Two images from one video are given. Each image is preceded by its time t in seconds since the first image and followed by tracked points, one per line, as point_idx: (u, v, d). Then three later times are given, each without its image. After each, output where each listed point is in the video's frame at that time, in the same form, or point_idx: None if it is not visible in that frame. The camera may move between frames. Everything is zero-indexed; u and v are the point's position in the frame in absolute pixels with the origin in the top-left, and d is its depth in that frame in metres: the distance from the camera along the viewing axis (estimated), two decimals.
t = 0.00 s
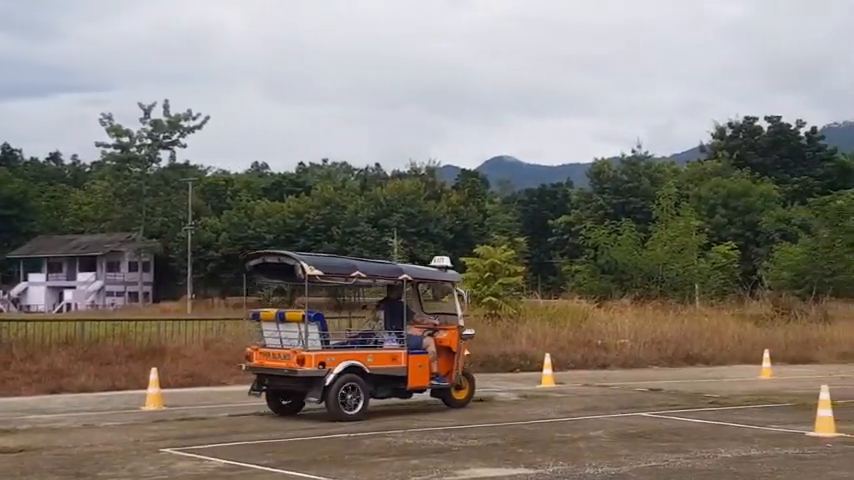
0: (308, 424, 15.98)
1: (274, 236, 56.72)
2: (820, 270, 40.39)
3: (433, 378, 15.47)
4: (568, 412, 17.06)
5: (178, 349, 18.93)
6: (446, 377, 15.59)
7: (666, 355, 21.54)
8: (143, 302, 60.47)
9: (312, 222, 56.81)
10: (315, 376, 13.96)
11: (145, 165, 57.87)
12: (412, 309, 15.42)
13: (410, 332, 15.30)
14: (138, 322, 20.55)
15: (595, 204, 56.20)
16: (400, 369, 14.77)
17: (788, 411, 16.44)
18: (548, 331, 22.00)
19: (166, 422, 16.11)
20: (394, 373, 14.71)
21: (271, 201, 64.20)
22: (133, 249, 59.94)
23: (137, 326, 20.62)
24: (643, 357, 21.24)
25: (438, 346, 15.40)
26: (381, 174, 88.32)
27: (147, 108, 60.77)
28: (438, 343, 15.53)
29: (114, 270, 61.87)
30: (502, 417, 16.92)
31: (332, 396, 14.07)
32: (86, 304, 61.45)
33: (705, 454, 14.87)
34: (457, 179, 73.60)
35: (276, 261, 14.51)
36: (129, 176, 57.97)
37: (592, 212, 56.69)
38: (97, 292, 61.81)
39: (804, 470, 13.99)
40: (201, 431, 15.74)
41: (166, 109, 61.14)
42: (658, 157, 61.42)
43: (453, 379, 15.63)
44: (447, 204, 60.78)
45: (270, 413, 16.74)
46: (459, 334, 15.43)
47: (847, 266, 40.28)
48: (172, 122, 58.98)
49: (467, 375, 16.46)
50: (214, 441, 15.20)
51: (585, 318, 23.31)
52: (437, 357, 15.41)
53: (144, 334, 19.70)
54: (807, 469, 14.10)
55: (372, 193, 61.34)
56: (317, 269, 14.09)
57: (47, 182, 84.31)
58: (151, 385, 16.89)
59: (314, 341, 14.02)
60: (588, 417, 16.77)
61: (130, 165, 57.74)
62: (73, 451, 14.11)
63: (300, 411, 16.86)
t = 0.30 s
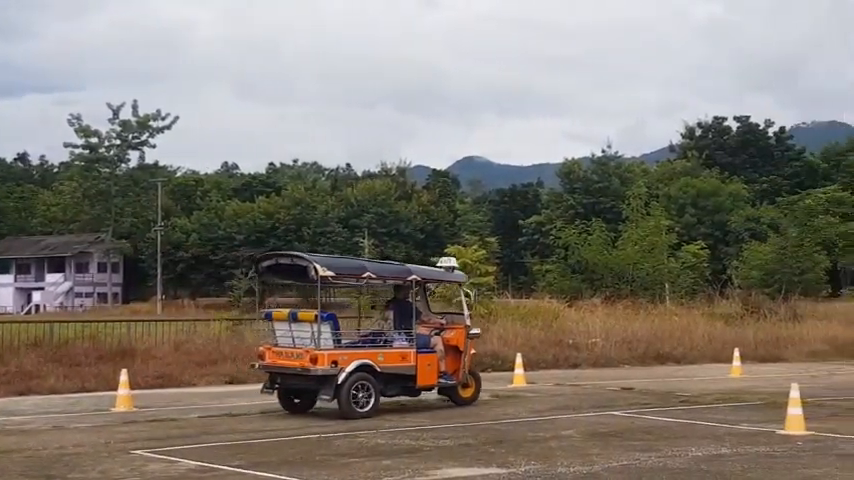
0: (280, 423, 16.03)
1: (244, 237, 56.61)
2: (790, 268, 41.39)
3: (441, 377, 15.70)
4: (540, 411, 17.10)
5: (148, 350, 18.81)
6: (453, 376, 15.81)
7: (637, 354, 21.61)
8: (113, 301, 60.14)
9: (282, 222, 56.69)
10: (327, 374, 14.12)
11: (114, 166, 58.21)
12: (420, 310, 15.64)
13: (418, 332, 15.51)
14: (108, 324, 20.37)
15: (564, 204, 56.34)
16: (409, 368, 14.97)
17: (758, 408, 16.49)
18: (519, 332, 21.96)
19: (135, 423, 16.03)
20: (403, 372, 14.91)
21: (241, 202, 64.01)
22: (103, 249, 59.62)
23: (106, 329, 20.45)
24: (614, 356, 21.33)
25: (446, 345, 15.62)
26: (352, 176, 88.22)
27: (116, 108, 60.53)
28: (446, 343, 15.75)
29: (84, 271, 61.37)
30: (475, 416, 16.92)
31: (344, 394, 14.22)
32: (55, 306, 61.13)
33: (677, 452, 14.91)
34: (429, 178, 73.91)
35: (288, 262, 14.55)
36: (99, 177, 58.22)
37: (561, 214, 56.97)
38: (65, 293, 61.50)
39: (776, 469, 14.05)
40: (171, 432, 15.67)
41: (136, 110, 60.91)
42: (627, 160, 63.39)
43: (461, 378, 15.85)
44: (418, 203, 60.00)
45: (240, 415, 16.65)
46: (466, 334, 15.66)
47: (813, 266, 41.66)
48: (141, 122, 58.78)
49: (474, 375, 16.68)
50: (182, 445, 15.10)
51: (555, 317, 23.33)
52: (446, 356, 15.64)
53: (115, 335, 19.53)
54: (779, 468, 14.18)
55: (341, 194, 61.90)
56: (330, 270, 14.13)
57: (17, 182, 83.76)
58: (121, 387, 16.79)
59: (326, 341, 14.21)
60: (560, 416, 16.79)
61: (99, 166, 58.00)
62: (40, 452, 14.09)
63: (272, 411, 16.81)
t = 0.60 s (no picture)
0: (279, 398, 18.86)
1: (249, 236, 58.60)
2: (718, 264, 45.85)
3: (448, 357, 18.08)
4: (508, 387, 19.70)
5: (163, 333, 21.49)
6: (459, 355, 18.19)
7: (588, 337, 24.19)
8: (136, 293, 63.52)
9: (282, 223, 59.04)
10: (355, 354, 16.33)
11: (137, 175, 61.04)
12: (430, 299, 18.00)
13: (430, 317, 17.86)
14: (128, 311, 23.05)
15: (526, 208, 60.68)
16: (424, 348, 17.29)
17: (698, 385, 19.05)
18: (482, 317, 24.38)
19: (155, 397, 18.67)
20: (419, 351, 17.19)
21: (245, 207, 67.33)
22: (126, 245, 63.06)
23: (127, 315, 23.13)
24: (569, 340, 23.86)
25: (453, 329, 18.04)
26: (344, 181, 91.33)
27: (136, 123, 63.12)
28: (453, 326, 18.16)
29: (110, 265, 64.49)
30: (452, 392, 19.53)
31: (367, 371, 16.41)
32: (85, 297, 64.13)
33: (623, 422, 17.50)
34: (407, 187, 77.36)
35: (322, 259, 16.91)
36: (123, 186, 61.28)
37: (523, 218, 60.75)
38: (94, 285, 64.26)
39: (705, 436, 16.65)
40: (187, 406, 18.33)
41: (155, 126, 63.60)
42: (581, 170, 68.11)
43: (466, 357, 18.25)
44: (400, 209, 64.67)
45: (244, 390, 19.30)
46: (470, 319, 18.10)
47: (741, 262, 45.82)
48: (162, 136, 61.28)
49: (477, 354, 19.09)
50: (196, 417, 17.76)
51: (518, 305, 25.91)
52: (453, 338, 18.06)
53: (135, 321, 22.18)
54: (708, 435, 16.77)
55: (333, 199, 65.49)
56: (356, 264, 16.49)
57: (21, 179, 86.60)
58: (142, 366, 19.41)
59: (354, 325, 16.41)
60: (524, 392, 19.39)
61: (123, 175, 60.96)
62: (73, 424, 16.92)
63: (273, 388, 19.44)
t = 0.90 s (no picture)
0: (276, 386, 20.52)
1: (248, 236, 60.19)
2: (680, 262, 48.02)
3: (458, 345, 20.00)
4: (489, 374, 21.39)
5: (168, 325, 23.14)
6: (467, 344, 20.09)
7: (559, 329, 25.86)
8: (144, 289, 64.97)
9: (279, 224, 60.29)
10: (375, 343, 18.19)
11: (144, 179, 67.44)
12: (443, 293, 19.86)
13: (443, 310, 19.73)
14: (137, 305, 24.69)
15: (503, 211, 63.16)
16: (436, 337, 19.17)
17: (661, 373, 20.72)
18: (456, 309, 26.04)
19: (161, 385, 20.32)
20: (432, 340, 19.07)
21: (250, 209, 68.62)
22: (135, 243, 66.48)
23: (136, 308, 24.77)
24: (542, 331, 25.51)
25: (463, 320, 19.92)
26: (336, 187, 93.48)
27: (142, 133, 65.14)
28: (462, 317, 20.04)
29: (118, 263, 65.68)
30: (436, 378, 21.22)
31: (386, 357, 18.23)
32: (95, 292, 65.38)
33: (591, 406, 19.17)
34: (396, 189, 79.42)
35: (346, 258, 18.76)
36: (131, 189, 67.55)
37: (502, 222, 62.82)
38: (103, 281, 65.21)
39: (663, 418, 18.32)
40: (191, 392, 19.99)
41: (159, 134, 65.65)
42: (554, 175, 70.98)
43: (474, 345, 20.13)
44: (386, 211, 67.14)
45: (243, 377, 20.96)
46: (477, 311, 19.96)
47: (699, 259, 48.12)
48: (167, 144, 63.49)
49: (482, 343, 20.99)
50: (200, 402, 19.43)
51: (493, 296, 27.49)
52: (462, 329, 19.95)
53: (142, 314, 23.84)
54: (667, 418, 18.43)
55: (324, 204, 67.07)
56: (376, 262, 18.35)
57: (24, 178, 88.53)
58: (149, 355, 21.04)
59: (374, 316, 18.28)
60: (501, 379, 21.05)
61: (132, 179, 67.52)
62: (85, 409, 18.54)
63: (270, 375, 21.11)
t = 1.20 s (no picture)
0: (274, 369, 22.77)
1: (250, 234, 63.29)
2: (637, 257, 52.62)
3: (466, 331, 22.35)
4: (467, 358, 23.65)
5: (177, 314, 25.39)
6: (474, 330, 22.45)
7: (530, 318, 28.02)
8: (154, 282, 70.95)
9: (277, 223, 63.37)
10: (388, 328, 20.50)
11: (155, 182, 69.11)
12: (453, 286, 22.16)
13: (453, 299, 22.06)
14: (147, 296, 26.95)
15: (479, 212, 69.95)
16: (444, 323, 21.55)
17: (623, 359, 22.94)
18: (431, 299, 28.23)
19: (170, 368, 22.50)
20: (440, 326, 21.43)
21: (252, 208, 71.44)
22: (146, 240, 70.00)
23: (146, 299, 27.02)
24: (514, 319, 27.63)
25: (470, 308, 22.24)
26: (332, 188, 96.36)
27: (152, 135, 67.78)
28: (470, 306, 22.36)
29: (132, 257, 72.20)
30: (420, 361, 23.47)
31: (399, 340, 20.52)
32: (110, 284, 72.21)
33: (556, 387, 21.33)
34: (384, 190, 82.25)
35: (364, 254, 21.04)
36: (143, 190, 69.23)
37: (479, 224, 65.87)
38: (118, 274, 72.11)
39: (620, 396, 20.44)
40: (197, 375, 22.21)
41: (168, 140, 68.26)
42: (523, 178, 75.57)
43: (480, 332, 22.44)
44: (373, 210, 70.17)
45: (244, 361, 23.23)
46: (484, 301, 22.26)
47: (654, 256, 52.81)
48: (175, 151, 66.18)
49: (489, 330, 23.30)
50: (205, 383, 21.66)
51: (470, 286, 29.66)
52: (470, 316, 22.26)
53: (153, 304, 26.09)
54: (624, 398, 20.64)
55: (319, 204, 69.09)
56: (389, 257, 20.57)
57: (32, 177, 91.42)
58: (158, 341, 23.21)
59: (388, 305, 20.59)
60: (479, 363, 23.29)
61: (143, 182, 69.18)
62: (101, 391, 20.69)
63: (268, 359, 23.36)
